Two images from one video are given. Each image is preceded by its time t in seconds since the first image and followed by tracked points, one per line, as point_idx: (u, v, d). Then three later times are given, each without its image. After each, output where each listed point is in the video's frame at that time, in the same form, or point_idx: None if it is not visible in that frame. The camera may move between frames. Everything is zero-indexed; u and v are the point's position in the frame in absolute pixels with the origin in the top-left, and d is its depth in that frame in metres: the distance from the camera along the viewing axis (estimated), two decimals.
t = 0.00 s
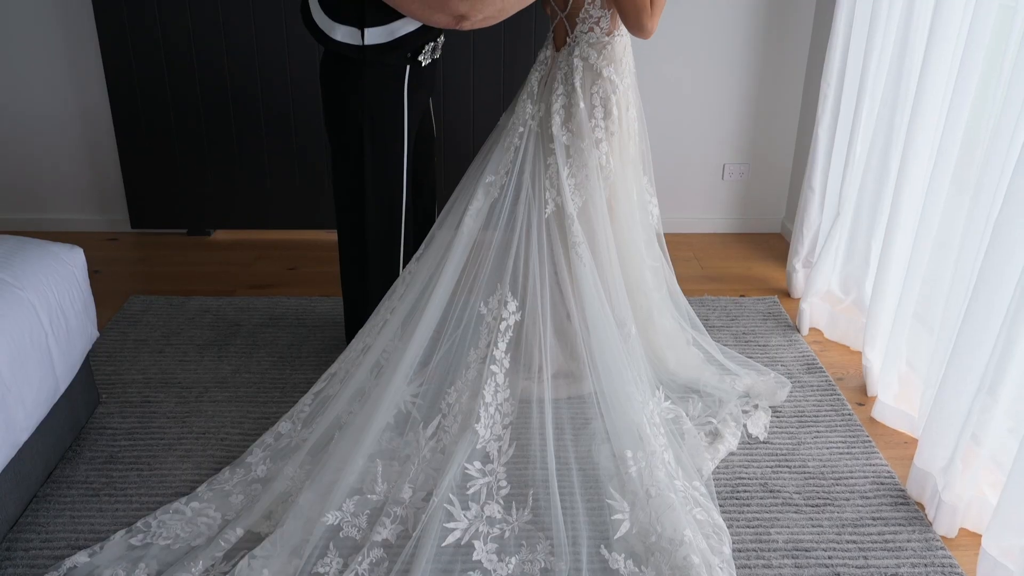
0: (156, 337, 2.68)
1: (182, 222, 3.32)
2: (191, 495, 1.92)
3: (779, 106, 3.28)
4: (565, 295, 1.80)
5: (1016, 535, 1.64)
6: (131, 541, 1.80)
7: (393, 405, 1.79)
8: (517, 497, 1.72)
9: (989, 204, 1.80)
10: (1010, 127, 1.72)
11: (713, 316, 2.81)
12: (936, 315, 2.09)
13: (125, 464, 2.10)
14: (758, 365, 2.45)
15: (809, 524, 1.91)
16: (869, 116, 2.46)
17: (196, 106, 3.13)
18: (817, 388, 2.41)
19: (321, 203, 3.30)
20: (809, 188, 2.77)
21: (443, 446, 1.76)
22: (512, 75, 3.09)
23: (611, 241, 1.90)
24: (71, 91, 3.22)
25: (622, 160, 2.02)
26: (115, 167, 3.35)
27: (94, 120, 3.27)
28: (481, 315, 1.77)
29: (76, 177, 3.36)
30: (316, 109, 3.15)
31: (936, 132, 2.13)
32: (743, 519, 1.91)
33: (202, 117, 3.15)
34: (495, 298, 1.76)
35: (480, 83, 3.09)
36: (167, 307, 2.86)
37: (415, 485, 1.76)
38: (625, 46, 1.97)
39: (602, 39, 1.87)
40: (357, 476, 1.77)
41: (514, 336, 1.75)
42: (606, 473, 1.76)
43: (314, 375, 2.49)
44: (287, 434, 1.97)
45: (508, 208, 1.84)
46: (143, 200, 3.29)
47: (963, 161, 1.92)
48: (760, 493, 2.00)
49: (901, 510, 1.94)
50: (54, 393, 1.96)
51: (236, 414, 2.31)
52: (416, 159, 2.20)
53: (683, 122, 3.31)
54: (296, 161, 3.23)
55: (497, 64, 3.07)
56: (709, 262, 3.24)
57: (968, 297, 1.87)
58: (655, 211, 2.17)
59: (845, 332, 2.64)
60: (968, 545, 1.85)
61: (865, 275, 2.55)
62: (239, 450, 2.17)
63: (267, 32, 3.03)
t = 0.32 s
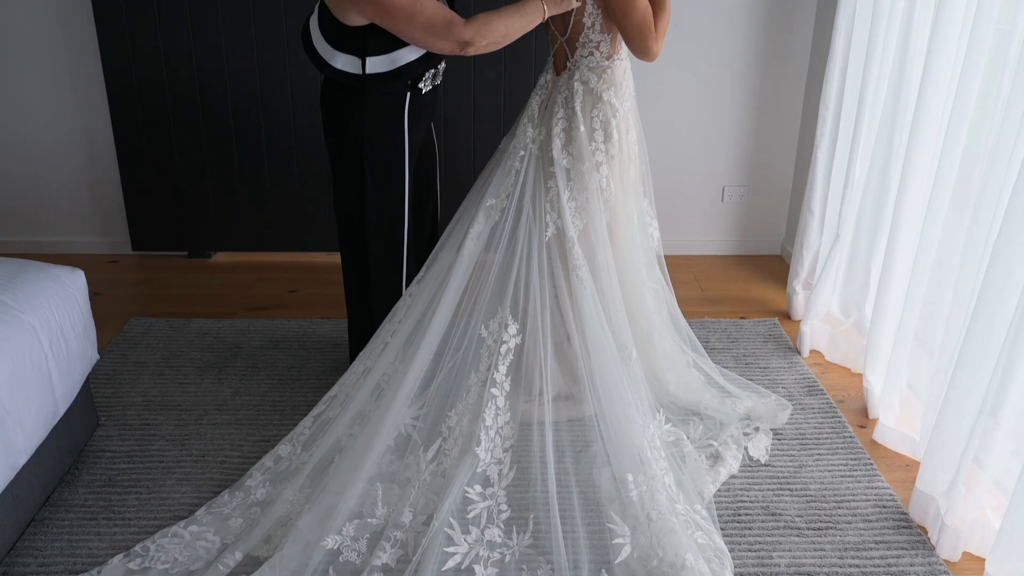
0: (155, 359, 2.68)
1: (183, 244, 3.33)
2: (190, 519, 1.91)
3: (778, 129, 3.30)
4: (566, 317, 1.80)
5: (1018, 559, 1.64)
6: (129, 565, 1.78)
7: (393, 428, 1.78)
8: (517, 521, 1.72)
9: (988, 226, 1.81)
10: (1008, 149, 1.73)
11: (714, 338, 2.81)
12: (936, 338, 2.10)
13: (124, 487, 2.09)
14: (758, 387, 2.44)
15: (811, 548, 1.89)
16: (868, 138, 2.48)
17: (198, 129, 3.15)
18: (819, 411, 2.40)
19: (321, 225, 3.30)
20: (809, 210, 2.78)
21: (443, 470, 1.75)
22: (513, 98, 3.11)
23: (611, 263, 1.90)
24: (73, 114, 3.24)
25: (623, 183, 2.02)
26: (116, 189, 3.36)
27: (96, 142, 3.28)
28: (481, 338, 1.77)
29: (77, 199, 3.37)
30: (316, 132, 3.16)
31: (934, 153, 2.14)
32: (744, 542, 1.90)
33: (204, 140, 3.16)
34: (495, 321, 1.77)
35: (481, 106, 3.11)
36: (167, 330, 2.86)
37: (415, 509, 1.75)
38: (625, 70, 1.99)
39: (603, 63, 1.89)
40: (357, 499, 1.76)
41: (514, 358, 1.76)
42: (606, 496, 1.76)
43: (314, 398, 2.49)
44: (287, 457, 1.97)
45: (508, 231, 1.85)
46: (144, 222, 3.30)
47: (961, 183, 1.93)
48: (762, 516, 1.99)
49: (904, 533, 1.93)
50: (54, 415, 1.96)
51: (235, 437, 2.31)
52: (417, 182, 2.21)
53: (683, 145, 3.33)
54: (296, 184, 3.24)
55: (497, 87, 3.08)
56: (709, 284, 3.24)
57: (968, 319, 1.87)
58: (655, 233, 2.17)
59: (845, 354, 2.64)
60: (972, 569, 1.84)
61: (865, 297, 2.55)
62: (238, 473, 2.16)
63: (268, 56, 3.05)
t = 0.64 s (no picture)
0: (156, 381, 2.67)
1: (185, 266, 3.34)
2: (190, 542, 1.90)
3: (778, 150, 3.31)
4: (567, 340, 1.80)
5: None
6: None
7: (393, 451, 1.77)
8: (518, 544, 1.71)
9: (988, 248, 1.81)
10: (1007, 169, 1.74)
11: (715, 360, 2.81)
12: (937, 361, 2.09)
13: (122, 510, 2.08)
14: (760, 409, 2.44)
15: (814, 571, 1.88)
16: (867, 161, 2.49)
17: (200, 151, 3.16)
18: (820, 433, 2.39)
19: (322, 247, 3.32)
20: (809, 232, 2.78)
21: (444, 493, 1.75)
22: (514, 120, 3.12)
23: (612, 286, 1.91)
24: (76, 136, 3.25)
25: (623, 204, 2.01)
26: (118, 211, 3.37)
27: (98, 165, 3.30)
28: (483, 360, 1.78)
29: (79, 221, 3.38)
30: (318, 153, 3.17)
31: (933, 175, 2.15)
32: (747, 566, 1.89)
33: (205, 162, 3.18)
34: (496, 344, 1.77)
35: (482, 129, 3.12)
36: (167, 352, 2.85)
37: (416, 532, 1.74)
38: (625, 94, 1.98)
39: (604, 86, 1.91)
40: (357, 523, 1.76)
41: (515, 381, 1.77)
42: (607, 519, 1.75)
43: (314, 420, 2.48)
44: (287, 480, 1.97)
45: (510, 254, 1.85)
46: (146, 244, 3.31)
47: (961, 204, 1.94)
48: (765, 539, 1.98)
49: (907, 557, 1.92)
50: (53, 437, 1.95)
51: (235, 459, 2.30)
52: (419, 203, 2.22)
53: (683, 167, 3.34)
54: (298, 206, 3.25)
55: (498, 109, 3.10)
56: (710, 305, 3.24)
57: (969, 341, 1.87)
58: (656, 256, 2.17)
59: (847, 375, 2.64)
60: None
61: (865, 319, 2.55)
62: (237, 495, 2.15)
63: (271, 79, 3.07)
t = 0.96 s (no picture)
0: (156, 403, 2.67)
1: (185, 286, 3.34)
2: (188, 564, 1.89)
3: (778, 170, 3.32)
4: (568, 360, 1.81)
5: None
6: None
7: (393, 474, 1.77)
8: (519, 567, 1.70)
9: (988, 268, 1.81)
10: (1006, 187, 1.74)
11: (716, 381, 2.80)
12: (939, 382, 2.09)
13: (121, 532, 2.08)
14: (761, 430, 2.43)
15: None
16: (867, 182, 2.50)
17: (201, 172, 3.17)
18: (822, 454, 2.39)
19: (323, 268, 3.32)
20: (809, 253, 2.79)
21: (445, 516, 1.74)
22: (514, 141, 3.13)
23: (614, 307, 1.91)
24: (78, 157, 3.26)
25: (626, 227, 2.01)
26: (119, 232, 3.38)
27: (100, 185, 3.31)
28: (484, 382, 1.78)
29: (81, 241, 3.39)
30: (320, 175, 3.19)
31: (933, 195, 2.15)
32: None
33: (207, 182, 3.19)
34: (497, 366, 1.78)
35: (482, 150, 3.13)
36: (167, 373, 2.85)
37: (416, 556, 1.74)
38: (626, 116, 1.99)
39: (605, 108, 1.92)
40: (357, 545, 1.75)
41: (515, 404, 1.76)
42: (608, 541, 1.76)
43: (314, 441, 2.47)
44: (287, 502, 1.96)
45: (511, 275, 1.85)
46: (147, 265, 3.31)
47: (961, 223, 1.94)
48: (767, 561, 1.97)
49: None
50: (52, 459, 1.95)
51: (235, 480, 2.29)
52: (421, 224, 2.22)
53: (683, 187, 3.35)
54: (299, 227, 3.26)
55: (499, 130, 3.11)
56: (710, 326, 3.24)
57: (970, 362, 1.87)
58: (657, 276, 2.18)
59: (848, 396, 2.64)
60: None
61: (866, 340, 2.55)
62: (237, 517, 2.14)
63: (272, 101, 3.08)
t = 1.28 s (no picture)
0: (156, 425, 2.66)
1: (186, 307, 3.34)
2: None
3: (778, 190, 3.33)
4: (568, 382, 1.81)
5: None
6: None
7: (393, 497, 1.76)
8: None
9: (989, 291, 1.82)
10: (1006, 208, 1.74)
11: (717, 403, 2.79)
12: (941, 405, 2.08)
13: (120, 555, 2.06)
14: (763, 452, 2.42)
15: None
16: (866, 204, 2.50)
17: (203, 194, 3.18)
18: (824, 476, 2.38)
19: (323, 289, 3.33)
20: (809, 275, 2.80)
21: (445, 539, 1.74)
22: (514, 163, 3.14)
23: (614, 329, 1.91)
24: (80, 179, 3.27)
25: (626, 249, 2.02)
26: (121, 253, 3.38)
27: (101, 207, 3.32)
28: (484, 405, 1.78)
29: (81, 263, 3.40)
30: (321, 197, 3.20)
31: (932, 216, 2.16)
32: None
33: (208, 204, 3.20)
34: (497, 389, 1.78)
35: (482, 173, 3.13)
36: (167, 395, 2.84)
37: None
38: (626, 138, 1.99)
39: (605, 131, 1.93)
40: (356, 569, 1.74)
41: (515, 427, 1.77)
42: (610, 564, 1.75)
43: (314, 464, 2.47)
44: (287, 526, 1.94)
45: (511, 297, 1.86)
46: (148, 286, 3.32)
47: (962, 244, 1.94)
48: None
49: None
50: (51, 482, 1.94)
51: (234, 503, 2.28)
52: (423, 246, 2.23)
53: (683, 209, 3.35)
54: (300, 249, 3.26)
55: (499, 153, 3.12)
56: (711, 348, 3.23)
57: (971, 384, 1.86)
58: (658, 298, 2.18)
59: (849, 418, 2.63)
60: None
61: (867, 362, 2.55)
62: (236, 541, 2.13)
63: (273, 124, 3.10)
